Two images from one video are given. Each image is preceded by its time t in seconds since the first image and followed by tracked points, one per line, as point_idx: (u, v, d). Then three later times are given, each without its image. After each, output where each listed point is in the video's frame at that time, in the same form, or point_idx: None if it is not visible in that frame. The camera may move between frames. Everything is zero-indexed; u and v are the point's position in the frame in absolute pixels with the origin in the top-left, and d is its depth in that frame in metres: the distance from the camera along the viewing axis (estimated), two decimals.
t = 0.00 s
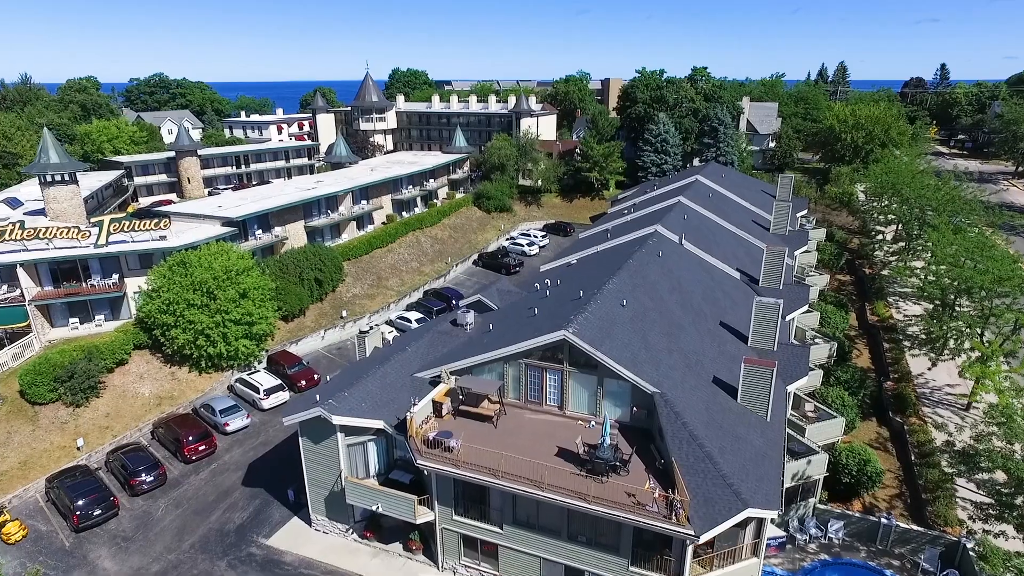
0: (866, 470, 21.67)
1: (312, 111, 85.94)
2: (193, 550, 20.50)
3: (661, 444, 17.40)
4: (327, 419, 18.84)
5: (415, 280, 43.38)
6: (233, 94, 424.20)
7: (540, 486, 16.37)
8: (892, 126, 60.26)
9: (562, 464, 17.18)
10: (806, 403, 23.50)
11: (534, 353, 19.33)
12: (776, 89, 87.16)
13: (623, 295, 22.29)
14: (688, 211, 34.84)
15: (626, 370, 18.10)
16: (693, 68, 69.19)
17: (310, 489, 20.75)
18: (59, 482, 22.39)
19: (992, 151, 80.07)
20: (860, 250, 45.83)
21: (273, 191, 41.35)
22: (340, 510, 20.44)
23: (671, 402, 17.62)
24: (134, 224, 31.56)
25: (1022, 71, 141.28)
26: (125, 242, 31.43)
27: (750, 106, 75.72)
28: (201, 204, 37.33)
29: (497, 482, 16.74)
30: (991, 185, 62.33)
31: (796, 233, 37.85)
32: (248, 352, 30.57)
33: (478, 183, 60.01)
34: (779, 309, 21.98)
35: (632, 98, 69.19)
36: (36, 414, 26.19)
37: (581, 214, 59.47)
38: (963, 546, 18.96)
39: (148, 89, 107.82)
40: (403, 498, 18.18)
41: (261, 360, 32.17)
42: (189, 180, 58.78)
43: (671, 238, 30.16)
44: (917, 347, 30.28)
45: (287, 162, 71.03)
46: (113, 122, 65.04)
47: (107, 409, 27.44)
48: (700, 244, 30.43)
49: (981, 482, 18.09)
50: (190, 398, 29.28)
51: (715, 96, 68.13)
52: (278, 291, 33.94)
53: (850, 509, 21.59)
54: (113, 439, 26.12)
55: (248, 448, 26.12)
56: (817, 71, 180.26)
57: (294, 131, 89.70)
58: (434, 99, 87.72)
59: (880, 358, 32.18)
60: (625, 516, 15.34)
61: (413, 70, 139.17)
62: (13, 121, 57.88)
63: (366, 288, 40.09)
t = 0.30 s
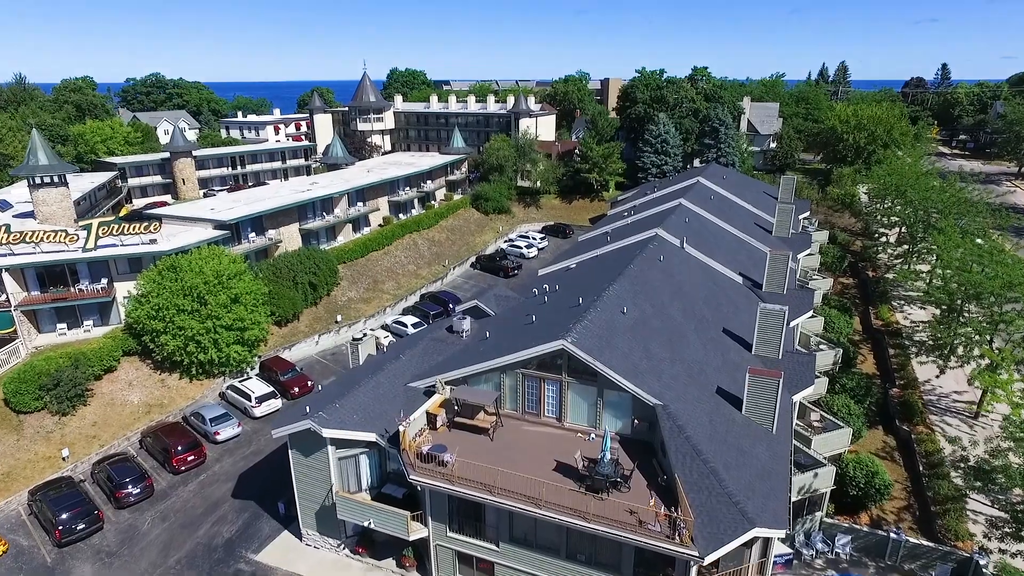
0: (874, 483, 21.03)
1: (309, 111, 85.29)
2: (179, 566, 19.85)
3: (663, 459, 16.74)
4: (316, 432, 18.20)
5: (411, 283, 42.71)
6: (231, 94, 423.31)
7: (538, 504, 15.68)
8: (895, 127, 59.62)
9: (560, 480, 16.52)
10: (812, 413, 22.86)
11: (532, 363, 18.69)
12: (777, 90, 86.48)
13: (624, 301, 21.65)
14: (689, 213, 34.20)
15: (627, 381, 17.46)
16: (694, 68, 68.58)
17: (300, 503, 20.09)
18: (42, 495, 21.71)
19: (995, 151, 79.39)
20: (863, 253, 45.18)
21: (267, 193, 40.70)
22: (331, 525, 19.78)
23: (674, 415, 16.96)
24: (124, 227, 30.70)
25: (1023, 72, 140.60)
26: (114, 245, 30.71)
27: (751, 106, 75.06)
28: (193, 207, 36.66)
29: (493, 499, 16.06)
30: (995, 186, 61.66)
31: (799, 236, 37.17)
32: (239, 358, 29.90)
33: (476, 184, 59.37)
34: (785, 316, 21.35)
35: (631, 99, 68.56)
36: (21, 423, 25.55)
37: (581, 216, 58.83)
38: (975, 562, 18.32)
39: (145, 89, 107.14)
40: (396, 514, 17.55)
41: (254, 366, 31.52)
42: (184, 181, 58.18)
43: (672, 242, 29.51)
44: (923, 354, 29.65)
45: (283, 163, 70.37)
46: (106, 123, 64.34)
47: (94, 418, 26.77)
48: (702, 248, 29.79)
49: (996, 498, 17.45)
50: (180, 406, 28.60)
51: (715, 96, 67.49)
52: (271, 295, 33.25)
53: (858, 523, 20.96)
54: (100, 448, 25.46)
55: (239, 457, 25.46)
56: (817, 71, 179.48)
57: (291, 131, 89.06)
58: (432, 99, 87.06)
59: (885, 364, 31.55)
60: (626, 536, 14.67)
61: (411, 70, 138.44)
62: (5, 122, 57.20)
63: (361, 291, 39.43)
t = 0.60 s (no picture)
0: (884, 497, 20.39)
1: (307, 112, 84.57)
2: None
3: (667, 476, 16.04)
4: (305, 447, 17.50)
5: (408, 287, 41.99)
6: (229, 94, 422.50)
7: (535, 524, 14.96)
8: (898, 127, 58.94)
9: (559, 499, 15.81)
10: (819, 424, 22.18)
11: (529, 374, 18.00)
12: (778, 90, 85.75)
13: (625, 309, 20.97)
14: (691, 216, 33.49)
15: (629, 394, 16.77)
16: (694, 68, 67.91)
17: (290, 519, 19.42)
18: (23, 509, 20.98)
19: (998, 152, 78.67)
20: (867, 256, 44.47)
21: (261, 196, 40.00)
22: (322, 542, 19.09)
23: (677, 430, 16.27)
24: (112, 231, 29.73)
25: None
26: (102, 250, 29.96)
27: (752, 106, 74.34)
28: (185, 210, 35.94)
29: (488, 519, 15.34)
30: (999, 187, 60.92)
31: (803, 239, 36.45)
32: (231, 366, 29.18)
33: (474, 185, 58.66)
34: (791, 325, 20.68)
35: (631, 99, 67.85)
36: (5, 433, 24.83)
37: (580, 218, 58.11)
38: None
39: (141, 89, 106.33)
40: (389, 532, 16.92)
41: (246, 373, 30.80)
42: (179, 182, 58.12)
43: (674, 246, 28.81)
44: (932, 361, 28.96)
45: (280, 164, 69.62)
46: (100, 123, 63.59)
47: (80, 427, 26.06)
48: (704, 252, 29.10)
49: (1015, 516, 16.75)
50: (169, 414, 27.86)
51: (715, 96, 66.80)
52: (264, 300, 32.54)
53: (867, 539, 20.30)
54: (86, 459, 24.76)
55: (229, 469, 24.75)
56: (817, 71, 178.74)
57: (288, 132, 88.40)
58: (431, 99, 86.33)
59: (891, 371, 30.87)
60: (629, 559, 13.94)
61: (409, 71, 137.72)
62: None
63: (357, 295, 38.73)
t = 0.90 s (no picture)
0: (895, 515, 19.69)
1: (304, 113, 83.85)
2: None
3: (670, 498, 15.29)
4: (292, 466, 16.73)
5: (405, 292, 41.26)
6: (227, 95, 421.67)
7: (533, 550, 14.18)
8: (901, 129, 58.23)
9: (558, 522, 15.06)
10: (826, 437, 21.46)
11: (527, 389, 17.27)
12: (779, 90, 85.01)
13: (626, 319, 20.26)
14: (692, 220, 32.77)
15: (630, 412, 16.05)
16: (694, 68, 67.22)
17: (278, 539, 18.69)
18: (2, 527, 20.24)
19: (1001, 152, 77.94)
20: (872, 259, 43.73)
21: (254, 199, 39.26)
22: (311, 562, 18.36)
23: (681, 449, 15.53)
24: (100, 237, 29.23)
25: None
26: (89, 256, 29.23)
27: (753, 107, 73.62)
28: (176, 214, 35.20)
29: (483, 544, 14.58)
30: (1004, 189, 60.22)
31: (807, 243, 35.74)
32: (221, 375, 28.45)
33: (472, 187, 57.94)
34: (798, 336, 19.98)
35: (631, 100, 67.15)
36: None
37: (580, 220, 57.42)
38: None
39: (137, 89, 105.59)
40: (380, 555, 16.08)
41: (237, 382, 30.07)
42: (174, 185, 57.70)
43: (676, 252, 28.07)
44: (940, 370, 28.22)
45: (276, 166, 68.83)
46: (93, 125, 62.89)
47: (65, 439, 25.32)
48: (707, 258, 28.37)
49: None
50: (157, 425, 27.11)
51: (716, 97, 66.10)
52: (256, 307, 31.80)
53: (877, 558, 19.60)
54: (70, 473, 24.03)
55: (218, 483, 24.00)
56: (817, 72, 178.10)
57: (285, 133, 87.76)
58: (429, 100, 85.58)
59: (899, 380, 30.15)
60: None
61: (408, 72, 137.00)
62: None
63: (352, 300, 37.98)
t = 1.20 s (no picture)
0: (907, 536, 18.95)
1: (301, 114, 83.07)
2: None
3: (675, 525, 14.54)
4: (278, 490, 15.96)
5: (401, 298, 40.48)
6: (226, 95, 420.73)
7: None
8: (905, 131, 57.44)
9: (556, 551, 14.29)
10: (835, 454, 20.72)
11: (524, 409, 16.53)
12: (780, 91, 84.18)
13: (627, 333, 19.53)
14: (694, 227, 32.05)
15: (632, 434, 15.32)
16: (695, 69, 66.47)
17: (265, 563, 17.95)
18: None
19: (1004, 154, 77.20)
20: (876, 264, 42.99)
21: (247, 204, 38.49)
22: None
23: (686, 473, 14.80)
24: (86, 245, 28.15)
25: None
26: (75, 264, 28.42)
27: (754, 108, 72.85)
28: (167, 219, 34.43)
29: None
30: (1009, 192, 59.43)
31: (811, 249, 35.01)
32: (211, 386, 27.69)
33: (470, 190, 57.21)
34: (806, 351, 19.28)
35: (632, 101, 66.41)
36: None
37: (579, 224, 56.70)
38: None
39: (133, 90, 104.80)
40: None
41: (228, 393, 29.31)
42: (168, 188, 57.00)
43: (678, 260, 27.35)
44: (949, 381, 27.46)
45: (272, 168, 68.04)
46: (86, 127, 62.28)
47: (49, 454, 24.57)
48: (710, 266, 27.65)
49: None
50: (145, 439, 26.36)
51: (717, 98, 65.34)
52: (247, 315, 31.03)
53: None
54: (53, 490, 23.28)
55: (205, 500, 23.24)
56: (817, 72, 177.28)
57: (282, 135, 87.01)
58: (427, 101, 84.81)
59: (906, 390, 29.41)
60: None
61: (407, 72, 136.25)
62: None
63: (347, 307, 37.22)
